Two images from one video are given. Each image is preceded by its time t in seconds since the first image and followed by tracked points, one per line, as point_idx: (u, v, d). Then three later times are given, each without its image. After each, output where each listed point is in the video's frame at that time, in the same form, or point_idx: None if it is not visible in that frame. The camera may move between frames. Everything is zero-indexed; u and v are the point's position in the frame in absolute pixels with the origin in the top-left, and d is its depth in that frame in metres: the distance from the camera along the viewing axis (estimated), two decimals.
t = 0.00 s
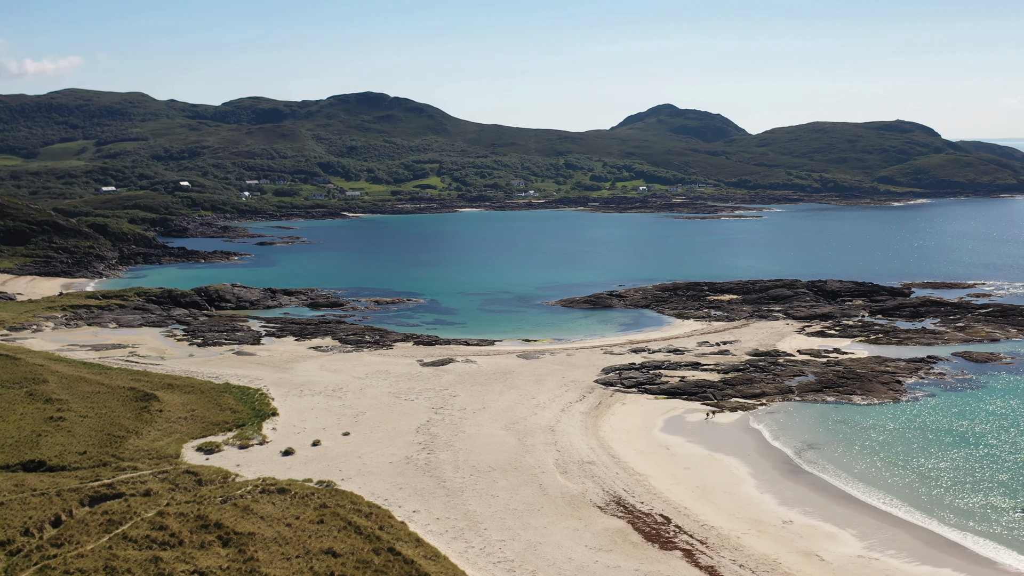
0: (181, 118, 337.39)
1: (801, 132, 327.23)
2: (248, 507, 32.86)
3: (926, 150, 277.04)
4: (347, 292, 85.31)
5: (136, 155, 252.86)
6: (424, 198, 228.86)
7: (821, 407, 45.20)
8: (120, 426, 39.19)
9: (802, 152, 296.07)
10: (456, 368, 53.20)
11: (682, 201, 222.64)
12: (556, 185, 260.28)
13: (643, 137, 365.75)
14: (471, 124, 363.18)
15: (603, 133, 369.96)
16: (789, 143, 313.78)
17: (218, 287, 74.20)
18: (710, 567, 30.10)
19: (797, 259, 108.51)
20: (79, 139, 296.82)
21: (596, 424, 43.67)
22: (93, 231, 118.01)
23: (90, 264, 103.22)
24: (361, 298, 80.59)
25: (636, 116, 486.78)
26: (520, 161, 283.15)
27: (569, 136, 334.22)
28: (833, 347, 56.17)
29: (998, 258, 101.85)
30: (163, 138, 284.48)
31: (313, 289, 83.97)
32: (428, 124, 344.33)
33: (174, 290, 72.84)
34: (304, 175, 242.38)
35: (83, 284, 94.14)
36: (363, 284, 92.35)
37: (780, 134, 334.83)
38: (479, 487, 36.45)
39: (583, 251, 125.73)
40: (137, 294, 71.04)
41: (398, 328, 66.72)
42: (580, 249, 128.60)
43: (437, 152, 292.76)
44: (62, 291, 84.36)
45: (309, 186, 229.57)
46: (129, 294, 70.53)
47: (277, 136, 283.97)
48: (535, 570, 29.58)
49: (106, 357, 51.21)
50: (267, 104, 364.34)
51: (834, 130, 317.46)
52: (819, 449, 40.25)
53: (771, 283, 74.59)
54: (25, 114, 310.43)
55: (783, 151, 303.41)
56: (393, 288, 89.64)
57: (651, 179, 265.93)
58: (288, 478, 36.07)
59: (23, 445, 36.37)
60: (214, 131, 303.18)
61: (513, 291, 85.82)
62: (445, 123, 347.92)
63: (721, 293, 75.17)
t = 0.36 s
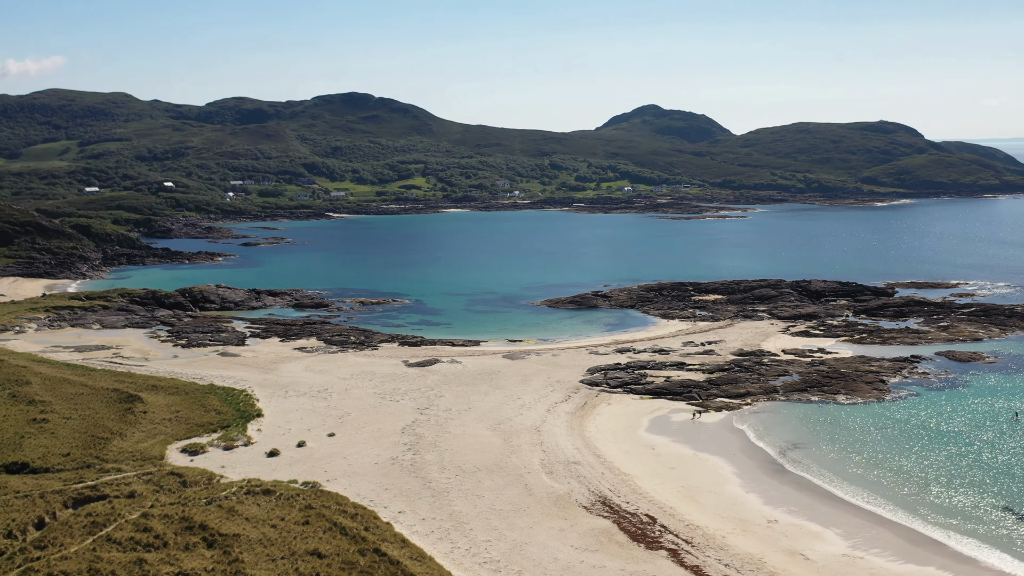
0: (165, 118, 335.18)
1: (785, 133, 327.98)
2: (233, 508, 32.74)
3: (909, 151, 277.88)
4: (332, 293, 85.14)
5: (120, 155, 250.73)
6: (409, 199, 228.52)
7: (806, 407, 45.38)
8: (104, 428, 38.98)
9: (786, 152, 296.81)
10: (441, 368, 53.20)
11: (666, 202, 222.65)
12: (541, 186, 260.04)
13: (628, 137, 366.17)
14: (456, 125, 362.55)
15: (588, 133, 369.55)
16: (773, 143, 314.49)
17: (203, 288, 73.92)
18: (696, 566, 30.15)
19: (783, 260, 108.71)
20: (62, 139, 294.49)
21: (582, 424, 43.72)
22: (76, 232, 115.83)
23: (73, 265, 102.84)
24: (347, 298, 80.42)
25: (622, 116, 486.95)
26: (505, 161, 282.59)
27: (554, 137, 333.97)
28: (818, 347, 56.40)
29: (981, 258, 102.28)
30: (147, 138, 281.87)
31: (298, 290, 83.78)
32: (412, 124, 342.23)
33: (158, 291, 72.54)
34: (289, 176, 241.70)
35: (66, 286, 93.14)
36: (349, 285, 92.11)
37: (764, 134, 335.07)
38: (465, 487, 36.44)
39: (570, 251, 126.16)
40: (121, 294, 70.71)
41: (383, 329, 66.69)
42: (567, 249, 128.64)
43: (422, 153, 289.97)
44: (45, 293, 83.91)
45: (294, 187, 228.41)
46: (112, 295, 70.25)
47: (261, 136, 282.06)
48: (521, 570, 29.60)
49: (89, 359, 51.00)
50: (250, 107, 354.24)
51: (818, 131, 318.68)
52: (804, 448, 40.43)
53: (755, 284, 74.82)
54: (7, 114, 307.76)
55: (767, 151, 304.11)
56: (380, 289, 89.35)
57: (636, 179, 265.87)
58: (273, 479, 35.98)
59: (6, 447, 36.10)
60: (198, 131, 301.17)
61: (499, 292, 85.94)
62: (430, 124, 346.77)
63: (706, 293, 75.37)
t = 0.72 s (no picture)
0: (150, 117, 332.95)
1: (771, 133, 328.78)
2: (219, 509, 32.62)
3: (894, 152, 278.61)
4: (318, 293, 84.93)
5: (104, 155, 248.63)
6: (395, 199, 228.07)
7: (792, 406, 45.51)
8: (89, 429, 38.79)
9: (772, 153, 297.44)
10: (428, 368, 53.14)
11: (652, 202, 222.54)
12: (527, 186, 259.71)
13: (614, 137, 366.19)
14: (443, 125, 361.90)
15: (574, 134, 369.33)
16: (759, 144, 315.05)
17: (188, 289, 73.69)
18: (683, 566, 30.21)
19: (770, 260, 108.81)
20: (47, 139, 291.88)
21: (569, 424, 43.75)
22: (60, 232, 114.78)
23: (58, 266, 102.30)
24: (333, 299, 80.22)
25: (608, 117, 486.88)
26: (491, 162, 281.93)
27: (540, 137, 333.50)
28: (804, 347, 56.58)
29: (965, 258, 102.65)
30: (132, 138, 279.69)
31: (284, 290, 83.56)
32: (398, 124, 341.19)
33: (143, 291, 72.28)
34: (275, 176, 240.73)
35: (51, 287, 92.48)
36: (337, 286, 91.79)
37: (750, 134, 335.46)
38: (452, 488, 36.40)
39: (559, 251, 126.47)
40: (106, 295, 70.40)
41: (370, 329, 66.59)
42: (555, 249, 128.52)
43: (408, 154, 288.98)
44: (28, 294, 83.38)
45: (280, 188, 227.40)
46: (97, 296, 69.94)
47: (247, 136, 280.26)
48: (508, 571, 29.61)
49: (74, 360, 50.79)
50: (236, 105, 354.45)
51: (803, 131, 319.64)
52: (790, 447, 40.59)
53: (741, 284, 74.98)
54: None
55: (753, 152, 304.76)
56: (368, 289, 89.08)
57: (623, 179, 265.82)
58: (259, 480, 35.89)
59: None
60: (184, 131, 299.26)
61: (485, 292, 86.02)
62: (416, 124, 345.87)
63: (693, 293, 75.50)
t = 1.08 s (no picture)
0: (134, 117, 330.70)
1: (756, 134, 329.92)
2: (204, 511, 32.51)
3: (878, 152, 279.62)
4: (303, 294, 84.80)
5: (87, 155, 246.67)
6: (381, 200, 227.75)
7: (777, 406, 45.67)
8: (73, 431, 38.54)
9: (756, 153, 298.43)
10: (414, 369, 53.13)
11: (637, 203, 222.76)
12: (513, 187, 259.69)
13: (599, 138, 366.46)
14: (428, 125, 361.40)
15: (560, 134, 369.40)
16: (743, 144, 316.13)
17: (173, 290, 73.45)
18: (668, 566, 30.25)
19: (756, 260, 109.14)
20: (29, 139, 289.04)
21: (554, 425, 43.81)
22: (43, 233, 114.09)
23: (41, 267, 101.78)
24: (318, 300, 80.10)
25: (593, 117, 487.19)
26: (477, 162, 281.58)
27: (525, 137, 333.29)
28: (789, 346, 56.77)
29: (949, 258, 103.32)
30: (116, 139, 277.52)
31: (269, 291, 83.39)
32: (383, 125, 340.52)
33: (127, 292, 72.03)
34: (260, 176, 239.70)
35: (33, 288, 91.76)
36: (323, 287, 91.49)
37: (735, 135, 336.11)
38: (438, 489, 36.37)
39: (545, 251, 126.95)
40: (90, 297, 70.10)
41: (355, 330, 66.56)
42: (542, 250, 128.67)
43: (393, 154, 288.46)
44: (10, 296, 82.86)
45: (265, 189, 226.37)
46: (81, 297, 69.68)
47: (232, 137, 278.78)
48: (494, 571, 29.65)
49: (57, 362, 50.61)
50: (220, 106, 353.45)
51: (787, 132, 321.10)
52: (775, 447, 40.74)
53: (726, 284, 75.20)
54: None
55: (738, 152, 305.74)
56: (354, 290, 88.85)
57: (608, 180, 265.99)
58: (245, 482, 35.78)
59: None
60: (168, 131, 297.36)
61: (472, 292, 86.29)
62: (401, 125, 345.30)
63: (678, 293, 75.70)
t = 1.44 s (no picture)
0: (118, 118, 328.37)
1: (742, 134, 330.76)
2: (189, 513, 32.41)
3: (863, 153, 280.45)
4: (289, 295, 84.62)
5: (72, 155, 244.69)
6: (367, 200, 227.36)
7: (763, 406, 45.83)
8: (58, 433, 38.30)
9: (742, 154, 299.18)
10: (400, 370, 53.07)
11: (623, 203, 222.90)
12: (499, 187, 259.55)
13: (585, 138, 366.73)
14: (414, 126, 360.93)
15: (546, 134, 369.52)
16: (728, 145, 316.91)
17: (158, 291, 73.20)
18: (655, 566, 30.30)
19: (744, 260, 109.34)
20: (12, 140, 286.35)
21: (541, 425, 43.84)
22: (27, 234, 113.43)
23: (24, 268, 101.28)
24: (305, 301, 79.96)
25: (578, 118, 487.44)
26: (463, 163, 281.24)
27: (511, 138, 333.10)
28: (775, 346, 56.96)
29: (934, 258, 103.86)
30: (100, 140, 275.57)
31: (255, 292, 83.22)
32: (369, 125, 339.83)
33: (112, 293, 71.72)
34: (245, 177, 238.58)
35: (15, 290, 91.01)
36: (312, 287, 91.21)
37: (722, 135, 336.58)
38: (425, 490, 36.33)
39: (533, 251, 127.10)
40: (75, 298, 69.83)
41: (341, 331, 66.47)
42: (529, 250, 128.92)
43: (379, 154, 287.98)
44: None
45: (251, 190, 225.36)
46: (65, 299, 69.39)
47: (218, 137, 277.38)
48: (481, 572, 29.63)
49: (41, 363, 50.39)
50: (205, 106, 351.83)
51: (772, 132, 322.19)
52: (762, 446, 40.84)
53: (712, 284, 75.41)
54: None
55: (724, 153, 306.46)
56: (343, 291, 88.61)
57: (594, 180, 266.14)
58: (231, 484, 35.67)
59: None
60: (153, 131, 295.47)
61: (458, 293, 86.39)
62: (387, 125, 344.69)
63: (664, 294, 75.86)
